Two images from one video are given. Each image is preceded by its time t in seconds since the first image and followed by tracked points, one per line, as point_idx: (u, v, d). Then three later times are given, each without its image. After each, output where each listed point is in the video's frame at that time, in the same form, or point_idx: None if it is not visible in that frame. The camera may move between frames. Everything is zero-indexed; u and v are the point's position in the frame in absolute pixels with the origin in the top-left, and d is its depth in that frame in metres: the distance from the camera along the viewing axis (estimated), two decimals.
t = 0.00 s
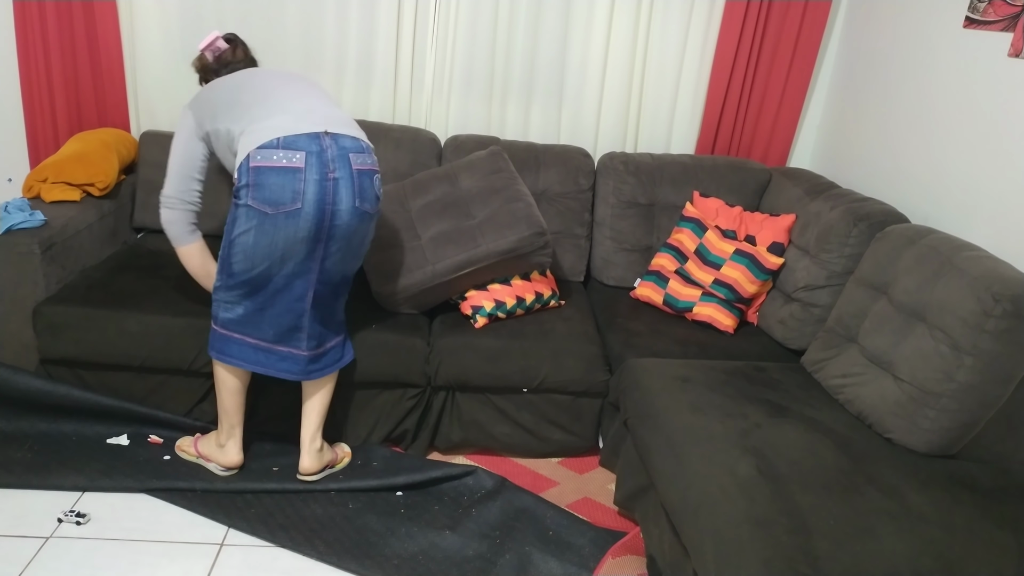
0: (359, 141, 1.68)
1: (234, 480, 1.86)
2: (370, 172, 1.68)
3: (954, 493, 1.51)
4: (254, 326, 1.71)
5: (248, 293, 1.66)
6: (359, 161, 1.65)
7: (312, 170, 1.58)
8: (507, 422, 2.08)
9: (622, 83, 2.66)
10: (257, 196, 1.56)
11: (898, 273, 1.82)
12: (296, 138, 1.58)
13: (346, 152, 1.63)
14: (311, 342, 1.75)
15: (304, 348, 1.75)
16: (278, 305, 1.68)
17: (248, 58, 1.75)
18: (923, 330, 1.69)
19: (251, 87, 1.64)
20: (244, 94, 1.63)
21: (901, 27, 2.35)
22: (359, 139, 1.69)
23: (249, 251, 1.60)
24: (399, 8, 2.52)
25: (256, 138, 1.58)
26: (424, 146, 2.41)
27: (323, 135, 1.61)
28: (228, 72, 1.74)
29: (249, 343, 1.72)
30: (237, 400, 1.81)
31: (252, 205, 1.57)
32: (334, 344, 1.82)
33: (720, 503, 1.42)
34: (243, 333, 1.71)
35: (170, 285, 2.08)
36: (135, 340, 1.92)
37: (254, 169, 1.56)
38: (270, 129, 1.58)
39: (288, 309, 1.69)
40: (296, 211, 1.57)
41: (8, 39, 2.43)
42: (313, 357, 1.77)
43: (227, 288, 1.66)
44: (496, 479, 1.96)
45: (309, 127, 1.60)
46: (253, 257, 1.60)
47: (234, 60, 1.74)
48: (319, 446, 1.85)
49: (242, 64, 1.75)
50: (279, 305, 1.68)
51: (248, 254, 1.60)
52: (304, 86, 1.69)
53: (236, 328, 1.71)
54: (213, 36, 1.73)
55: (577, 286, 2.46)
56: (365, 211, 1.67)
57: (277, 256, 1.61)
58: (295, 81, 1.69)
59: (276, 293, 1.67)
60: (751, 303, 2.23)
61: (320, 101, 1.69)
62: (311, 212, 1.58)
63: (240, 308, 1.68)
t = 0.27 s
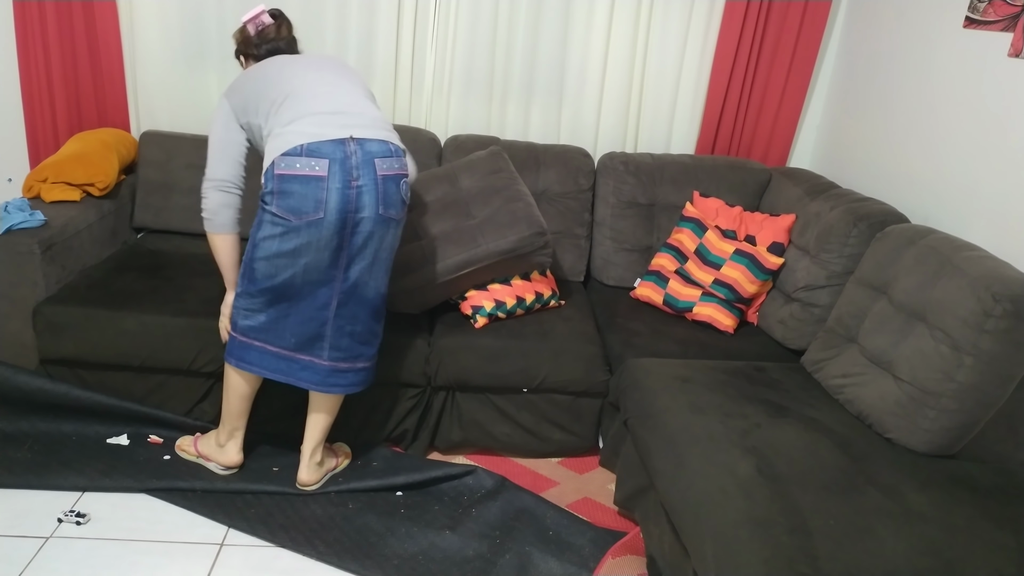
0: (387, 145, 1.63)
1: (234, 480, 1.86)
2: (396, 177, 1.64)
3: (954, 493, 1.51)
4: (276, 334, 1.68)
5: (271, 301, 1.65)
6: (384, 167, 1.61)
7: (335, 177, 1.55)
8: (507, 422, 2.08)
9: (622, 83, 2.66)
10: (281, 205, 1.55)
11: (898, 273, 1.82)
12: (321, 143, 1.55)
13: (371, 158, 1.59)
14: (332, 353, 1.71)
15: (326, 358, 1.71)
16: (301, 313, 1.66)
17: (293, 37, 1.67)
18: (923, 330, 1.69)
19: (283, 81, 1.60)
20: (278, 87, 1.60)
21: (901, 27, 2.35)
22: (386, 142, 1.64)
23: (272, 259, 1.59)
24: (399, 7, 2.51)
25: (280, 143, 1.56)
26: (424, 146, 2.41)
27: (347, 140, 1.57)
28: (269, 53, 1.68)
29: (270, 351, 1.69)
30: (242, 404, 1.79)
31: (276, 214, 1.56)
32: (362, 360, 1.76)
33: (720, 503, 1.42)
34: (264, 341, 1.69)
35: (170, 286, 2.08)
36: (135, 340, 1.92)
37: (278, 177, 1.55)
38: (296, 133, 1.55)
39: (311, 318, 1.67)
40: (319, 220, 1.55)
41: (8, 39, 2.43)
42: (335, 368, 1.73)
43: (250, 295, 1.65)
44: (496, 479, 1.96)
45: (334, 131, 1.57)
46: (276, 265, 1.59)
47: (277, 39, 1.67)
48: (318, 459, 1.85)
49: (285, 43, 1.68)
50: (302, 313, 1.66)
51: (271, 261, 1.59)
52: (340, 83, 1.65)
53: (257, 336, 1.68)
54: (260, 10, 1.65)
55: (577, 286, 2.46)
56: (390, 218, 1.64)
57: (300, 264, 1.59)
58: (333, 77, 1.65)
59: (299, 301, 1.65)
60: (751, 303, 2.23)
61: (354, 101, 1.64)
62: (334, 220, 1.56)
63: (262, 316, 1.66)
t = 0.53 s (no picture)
0: (388, 162, 1.59)
1: (234, 480, 1.86)
2: (396, 196, 1.61)
3: (954, 493, 1.51)
4: (265, 334, 1.69)
5: (263, 305, 1.65)
6: (384, 186, 1.58)
7: (332, 200, 1.53)
8: (507, 422, 2.08)
9: (622, 83, 2.66)
10: (276, 223, 1.55)
11: (898, 273, 1.82)
12: (320, 163, 1.52)
13: (371, 177, 1.56)
14: (322, 355, 1.72)
15: (313, 360, 1.72)
16: (292, 318, 1.67)
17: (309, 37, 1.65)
18: (923, 330, 1.70)
19: (288, 94, 1.57)
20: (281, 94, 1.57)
21: (901, 27, 2.35)
22: (388, 158, 1.60)
23: (266, 269, 1.59)
24: (399, 7, 2.51)
25: (278, 161, 1.53)
26: (423, 145, 2.41)
27: (346, 160, 1.54)
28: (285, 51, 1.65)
29: (259, 350, 1.71)
30: (240, 402, 1.79)
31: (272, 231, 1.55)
32: (352, 362, 1.77)
33: (720, 503, 1.42)
34: (254, 339, 1.69)
35: (170, 285, 2.08)
36: (135, 340, 1.92)
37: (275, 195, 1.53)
38: (293, 152, 1.52)
39: (302, 323, 1.68)
40: (314, 241, 1.54)
41: (8, 39, 2.43)
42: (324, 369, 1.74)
43: (242, 296, 1.65)
44: (496, 479, 1.96)
45: (334, 150, 1.53)
46: (269, 275, 1.60)
47: (292, 36, 1.65)
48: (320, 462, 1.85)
49: (298, 41, 1.66)
50: (293, 318, 1.67)
51: (264, 271, 1.60)
52: (345, 91, 1.60)
53: (246, 333, 1.69)
54: (278, 4, 1.61)
55: (577, 286, 2.46)
56: (387, 237, 1.62)
57: (293, 278, 1.60)
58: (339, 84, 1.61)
59: (292, 307, 1.66)
60: (751, 303, 2.23)
61: (359, 110, 1.60)
62: (330, 241, 1.55)
63: (254, 316, 1.67)
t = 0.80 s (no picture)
0: (363, 149, 1.66)
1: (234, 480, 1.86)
2: (369, 181, 1.68)
3: (954, 493, 1.51)
4: (239, 319, 1.74)
5: (236, 290, 1.70)
6: (358, 172, 1.65)
7: (310, 184, 1.60)
8: (507, 422, 2.08)
9: (622, 83, 2.66)
10: (252, 204, 1.61)
11: (898, 272, 1.82)
12: (298, 149, 1.58)
13: (346, 164, 1.63)
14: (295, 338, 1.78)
15: (289, 341, 1.78)
16: (267, 302, 1.72)
17: None
18: (923, 330, 1.70)
19: (273, 52, 1.55)
20: (259, 61, 1.55)
21: (901, 27, 2.35)
22: (362, 146, 1.66)
23: (238, 252, 1.64)
24: (399, 7, 2.51)
25: (257, 141, 1.58)
26: (423, 145, 2.41)
27: (324, 147, 1.60)
28: None
29: (236, 333, 1.75)
30: (193, 394, 1.78)
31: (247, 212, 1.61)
32: (326, 349, 1.80)
33: (720, 503, 1.42)
34: (228, 324, 1.74)
35: (170, 286, 2.08)
36: (135, 340, 1.92)
37: (250, 177, 1.59)
38: (276, 132, 1.57)
39: (274, 307, 1.73)
40: (291, 223, 1.61)
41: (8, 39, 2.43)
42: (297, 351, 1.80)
43: (215, 283, 1.70)
44: (496, 479, 1.96)
45: (310, 137, 1.59)
46: (242, 259, 1.65)
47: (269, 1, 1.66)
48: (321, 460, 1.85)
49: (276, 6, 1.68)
50: (266, 302, 1.72)
51: (238, 254, 1.65)
52: (325, 70, 1.59)
53: (219, 320, 1.73)
54: None
55: (577, 286, 2.46)
56: (360, 221, 1.69)
57: (267, 261, 1.65)
58: (321, 58, 1.58)
59: (265, 292, 1.71)
60: (751, 302, 2.23)
61: (338, 94, 1.61)
62: (304, 223, 1.62)
63: (226, 303, 1.71)
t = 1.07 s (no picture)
0: (220, 134, 1.56)
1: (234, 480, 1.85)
2: (230, 167, 1.57)
3: (954, 493, 1.51)
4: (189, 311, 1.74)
5: (167, 287, 1.71)
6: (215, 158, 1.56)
7: (159, 172, 1.55)
8: (507, 422, 2.08)
9: (622, 83, 2.66)
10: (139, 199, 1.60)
11: (898, 272, 1.82)
12: (147, 137, 1.55)
13: (197, 149, 1.55)
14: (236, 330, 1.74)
15: (233, 333, 1.75)
16: (190, 297, 1.71)
17: None
18: (923, 330, 1.69)
19: (142, 47, 1.54)
20: (133, 56, 1.55)
21: (901, 27, 2.35)
22: (234, 131, 1.57)
23: (147, 249, 1.65)
24: (399, 7, 2.51)
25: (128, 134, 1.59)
26: (423, 145, 2.41)
27: (172, 133, 1.54)
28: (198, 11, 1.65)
29: (185, 325, 1.76)
30: (181, 385, 1.82)
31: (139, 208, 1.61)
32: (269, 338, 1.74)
33: (720, 502, 1.42)
34: (178, 316, 1.75)
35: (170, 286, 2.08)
36: (135, 340, 1.92)
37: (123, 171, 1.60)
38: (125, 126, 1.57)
39: (200, 303, 1.71)
40: (148, 214, 1.58)
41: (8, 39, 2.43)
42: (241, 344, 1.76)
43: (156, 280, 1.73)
44: (496, 479, 1.96)
45: (158, 125, 1.54)
46: (152, 255, 1.65)
47: None
48: (311, 451, 1.86)
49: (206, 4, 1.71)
50: (191, 298, 1.71)
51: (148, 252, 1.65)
52: (185, 60, 1.54)
53: (172, 313, 1.76)
54: None
55: (577, 286, 2.46)
56: (226, 209, 1.58)
57: (168, 255, 1.63)
58: (168, 48, 1.54)
59: (186, 288, 1.69)
60: (751, 302, 2.23)
61: (186, 82, 1.54)
62: (166, 212, 1.57)
63: (167, 300, 1.74)
